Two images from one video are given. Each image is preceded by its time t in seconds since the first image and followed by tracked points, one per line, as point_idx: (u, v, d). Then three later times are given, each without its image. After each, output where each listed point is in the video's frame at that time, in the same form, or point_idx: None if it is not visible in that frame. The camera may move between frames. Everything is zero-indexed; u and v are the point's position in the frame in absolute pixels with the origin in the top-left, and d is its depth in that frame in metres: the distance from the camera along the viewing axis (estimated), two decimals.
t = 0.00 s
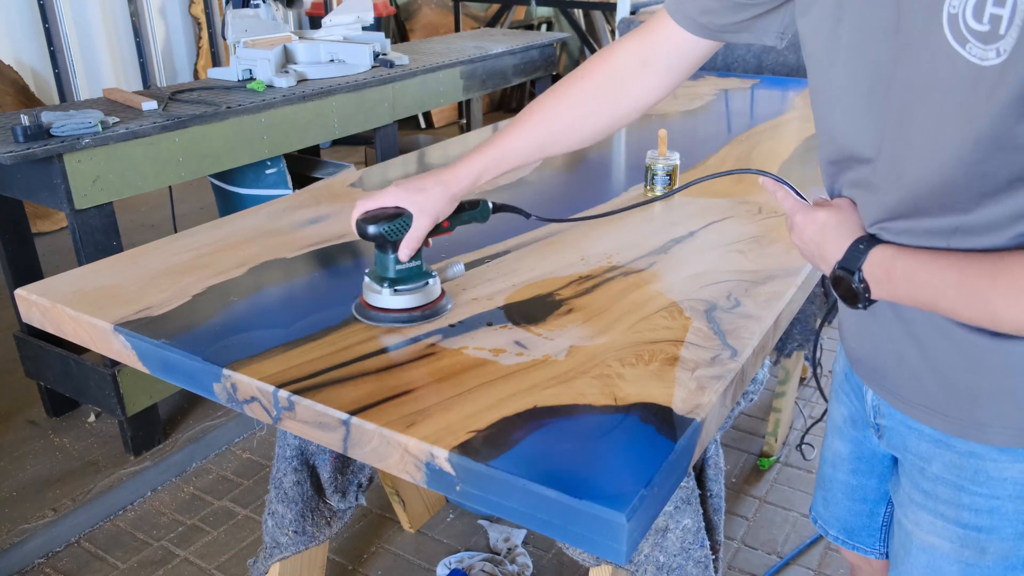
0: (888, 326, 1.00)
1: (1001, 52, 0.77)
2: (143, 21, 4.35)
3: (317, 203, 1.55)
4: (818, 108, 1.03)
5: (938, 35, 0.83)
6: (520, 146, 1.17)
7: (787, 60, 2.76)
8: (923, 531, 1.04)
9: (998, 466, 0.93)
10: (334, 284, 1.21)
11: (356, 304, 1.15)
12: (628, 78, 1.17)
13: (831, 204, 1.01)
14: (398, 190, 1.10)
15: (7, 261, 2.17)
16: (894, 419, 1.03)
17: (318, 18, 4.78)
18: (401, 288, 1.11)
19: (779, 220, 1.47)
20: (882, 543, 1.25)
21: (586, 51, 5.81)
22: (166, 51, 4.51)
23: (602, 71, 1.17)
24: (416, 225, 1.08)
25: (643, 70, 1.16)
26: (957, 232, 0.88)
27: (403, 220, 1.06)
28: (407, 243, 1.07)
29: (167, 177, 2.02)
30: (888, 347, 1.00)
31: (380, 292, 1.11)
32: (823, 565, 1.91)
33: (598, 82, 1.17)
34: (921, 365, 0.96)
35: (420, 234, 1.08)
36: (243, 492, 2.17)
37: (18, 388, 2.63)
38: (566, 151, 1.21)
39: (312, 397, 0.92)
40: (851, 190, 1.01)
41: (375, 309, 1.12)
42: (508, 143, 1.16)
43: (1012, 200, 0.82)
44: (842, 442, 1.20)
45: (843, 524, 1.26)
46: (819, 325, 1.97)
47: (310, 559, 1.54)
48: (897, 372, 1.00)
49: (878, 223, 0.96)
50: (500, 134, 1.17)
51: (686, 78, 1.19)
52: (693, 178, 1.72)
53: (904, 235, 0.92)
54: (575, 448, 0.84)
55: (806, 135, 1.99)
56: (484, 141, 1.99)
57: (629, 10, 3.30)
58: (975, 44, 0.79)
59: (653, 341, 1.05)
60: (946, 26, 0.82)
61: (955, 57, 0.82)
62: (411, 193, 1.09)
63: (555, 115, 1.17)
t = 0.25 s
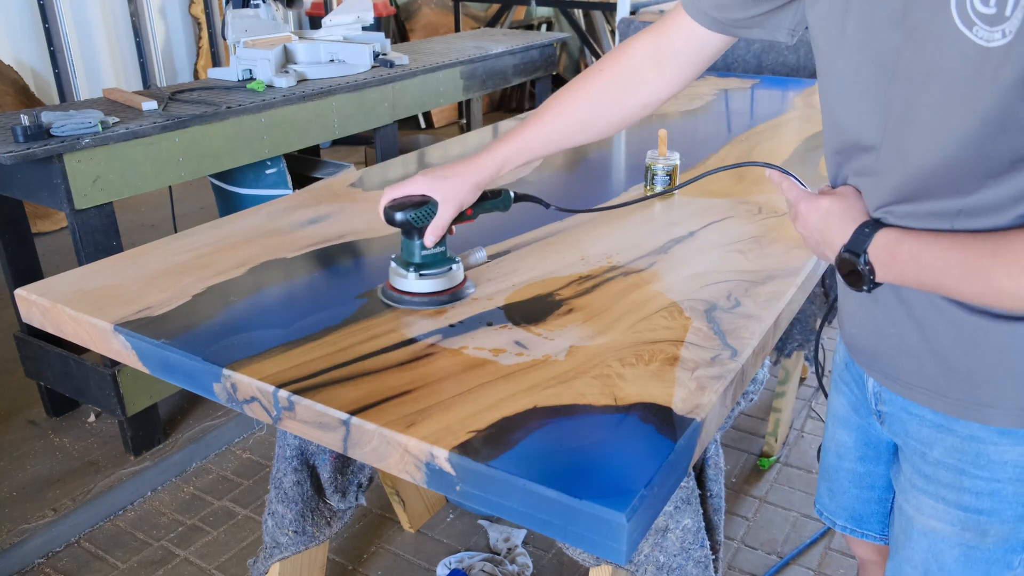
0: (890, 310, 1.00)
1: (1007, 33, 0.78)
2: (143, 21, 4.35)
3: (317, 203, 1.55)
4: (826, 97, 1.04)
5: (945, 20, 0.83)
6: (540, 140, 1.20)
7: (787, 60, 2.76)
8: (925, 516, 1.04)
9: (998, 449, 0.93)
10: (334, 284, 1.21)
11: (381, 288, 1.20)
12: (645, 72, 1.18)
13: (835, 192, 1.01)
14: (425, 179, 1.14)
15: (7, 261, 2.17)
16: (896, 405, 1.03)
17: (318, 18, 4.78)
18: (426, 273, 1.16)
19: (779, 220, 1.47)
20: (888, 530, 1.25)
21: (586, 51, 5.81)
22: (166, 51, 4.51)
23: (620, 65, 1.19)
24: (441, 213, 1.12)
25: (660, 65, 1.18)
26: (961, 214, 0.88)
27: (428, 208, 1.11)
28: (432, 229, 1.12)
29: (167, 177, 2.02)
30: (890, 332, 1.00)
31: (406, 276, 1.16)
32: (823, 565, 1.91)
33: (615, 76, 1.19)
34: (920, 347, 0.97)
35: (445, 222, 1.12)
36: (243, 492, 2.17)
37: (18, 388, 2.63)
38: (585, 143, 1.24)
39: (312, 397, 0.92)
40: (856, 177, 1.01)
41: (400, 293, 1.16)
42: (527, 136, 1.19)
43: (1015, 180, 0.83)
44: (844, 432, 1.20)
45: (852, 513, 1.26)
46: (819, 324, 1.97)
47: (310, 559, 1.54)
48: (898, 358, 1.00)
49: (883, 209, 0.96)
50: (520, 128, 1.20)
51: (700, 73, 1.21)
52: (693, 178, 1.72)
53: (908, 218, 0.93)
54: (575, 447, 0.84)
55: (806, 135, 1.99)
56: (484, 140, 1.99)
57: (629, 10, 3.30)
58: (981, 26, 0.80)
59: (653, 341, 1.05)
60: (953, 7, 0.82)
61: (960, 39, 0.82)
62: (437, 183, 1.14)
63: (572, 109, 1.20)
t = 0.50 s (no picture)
0: (890, 300, 1.00)
1: (1008, 20, 0.78)
2: (143, 21, 4.35)
3: (317, 203, 1.55)
4: (832, 89, 1.04)
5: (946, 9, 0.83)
6: (560, 136, 1.23)
7: (787, 60, 2.76)
8: (923, 505, 1.03)
9: (995, 437, 0.93)
10: (335, 284, 1.21)
11: (404, 279, 1.23)
12: (663, 70, 1.20)
13: (835, 184, 1.02)
14: (449, 172, 1.18)
15: (7, 261, 2.17)
16: (895, 394, 1.04)
17: (318, 18, 4.78)
18: (448, 263, 1.19)
19: (779, 220, 1.47)
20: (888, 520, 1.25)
21: (586, 51, 5.81)
22: (166, 51, 4.51)
23: (639, 63, 1.21)
24: (465, 205, 1.16)
25: (677, 64, 1.19)
26: (962, 201, 0.88)
27: (452, 200, 1.14)
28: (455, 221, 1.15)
29: (167, 177, 2.02)
30: (889, 321, 1.00)
31: (429, 267, 1.19)
32: (823, 565, 1.91)
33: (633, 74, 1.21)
34: (919, 334, 0.97)
35: (467, 214, 1.16)
36: (243, 492, 2.18)
37: (18, 389, 2.63)
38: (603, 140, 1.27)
39: (312, 397, 0.92)
40: (857, 168, 1.01)
41: (422, 283, 1.20)
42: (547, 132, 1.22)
43: (1014, 167, 0.83)
44: (844, 424, 1.21)
45: (852, 505, 1.26)
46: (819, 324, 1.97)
47: (310, 559, 1.54)
48: (897, 348, 1.00)
49: (884, 199, 0.97)
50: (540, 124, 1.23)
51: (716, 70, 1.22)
52: (693, 178, 1.72)
53: (910, 207, 0.93)
54: (575, 448, 0.84)
55: (806, 135, 1.99)
56: (484, 140, 1.99)
57: (629, 10, 3.30)
58: (982, 15, 0.80)
59: (653, 341, 1.05)
60: None
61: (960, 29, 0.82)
62: (459, 176, 1.17)
63: (592, 106, 1.22)
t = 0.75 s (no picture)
0: (886, 295, 1.00)
1: (1009, 11, 0.78)
2: (143, 21, 4.35)
3: (317, 203, 1.55)
4: (834, 82, 1.04)
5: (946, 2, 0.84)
6: (576, 131, 1.26)
7: (787, 60, 2.76)
8: (919, 498, 1.03)
9: (991, 430, 0.94)
10: (335, 284, 1.21)
11: (418, 272, 1.25)
12: (676, 66, 1.22)
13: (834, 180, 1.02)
14: (463, 166, 1.21)
15: (7, 261, 2.17)
16: (891, 387, 1.04)
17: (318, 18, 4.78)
18: (463, 256, 1.21)
19: (780, 220, 1.47)
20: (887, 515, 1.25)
21: (586, 52, 5.81)
22: (166, 51, 4.51)
23: (651, 61, 1.23)
24: (478, 198, 1.19)
25: (689, 60, 1.21)
26: (961, 192, 0.89)
27: (465, 194, 1.17)
28: (469, 214, 1.17)
29: (167, 177, 2.02)
30: (886, 315, 1.00)
31: (443, 260, 1.21)
32: (823, 565, 1.91)
33: (646, 71, 1.23)
34: (915, 326, 0.97)
35: (481, 207, 1.18)
36: (243, 492, 2.17)
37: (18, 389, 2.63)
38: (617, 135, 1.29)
39: (312, 397, 0.92)
40: (857, 161, 1.02)
41: (436, 275, 1.22)
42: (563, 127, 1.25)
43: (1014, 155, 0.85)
44: (842, 419, 1.21)
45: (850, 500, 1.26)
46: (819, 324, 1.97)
47: (310, 559, 1.54)
48: (893, 342, 1.00)
49: (883, 192, 0.97)
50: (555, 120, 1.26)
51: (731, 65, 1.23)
52: (693, 178, 1.72)
53: (910, 200, 0.94)
54: (574, 447, 0.84)
55: (806, 135, 1.99)
56: (484, 140, 1.99)
57: (629, 10, 3.30)
58: (984, 6, 0.80)
59: (654, 341, 1.05)
60: None
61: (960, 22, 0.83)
62: (472, 170, 1.20)
63: (607, 102, 1.24)
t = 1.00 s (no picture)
0: (882, 291, 1.00)
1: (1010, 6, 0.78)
2: (143, 21, 4.35)
3: (317, 203, 1.55)
4: (835, 79, 1.04)
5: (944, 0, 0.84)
6: (588, 129, 1.27)
7: (787, 60, 2.76)
8: (915, 494, 1.03)
9: (987, 426, 0.94)
10: (335, 284, 1.21)
11: (435, 265, 1.27)
12: (690, 63, 1.22)
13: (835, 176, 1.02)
14: (477, 161, 1.22)
15: (7, 261, 2.17)
16: (887, 383, 1.03)
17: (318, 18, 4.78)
18: (480, 249, 1.23)
19: (780, 220, 1.47)
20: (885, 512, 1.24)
21: (586, 52, 5.81)
22: (166, 51, 4.51)
23: (661, 62, 1.24)
24: (492, 193, 1.20)
25: (703, 55, 1.21)
26: (959, 188, 0.89)
27: (479, 188, 1.19)
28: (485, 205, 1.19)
29: (167, 177, 2.02)
30: (882, 311, 1.00)
31: (459, 252, 1.23)
32: (823, 565, 1.91)
33: (660, 69, 1.24)
34: (911, 322, 0.97)
35: (497, 200, 1.20)
36: (243, 492, 2.17)
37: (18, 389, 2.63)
38: (629, 133, 1.30)
39: (312, 397, 0.92)
40: (856, 157, 1.02)
41: (454, 267, 1.24)
42: (577, 124, 1.26)
43: (1013, 150, 0.85)
44: (839, 416, 1.21)
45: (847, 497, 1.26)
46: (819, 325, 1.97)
47: (310, 559, 1.54)
48: (889, 338, 1.00)
49: (881, 189, 0.97)
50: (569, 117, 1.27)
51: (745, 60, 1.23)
52: (693, 178, 1.72)
53: (908, 195, 0.93)
54: (573, 447, 0.84)
55: (806, 135, 1.99)
56: (484, 140, 1.99)
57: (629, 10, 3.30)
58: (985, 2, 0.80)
59: (654, 341, 1.05)
60: None
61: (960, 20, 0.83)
62: (487, 166, 1.22)
63: (620, 101, 1.25)
